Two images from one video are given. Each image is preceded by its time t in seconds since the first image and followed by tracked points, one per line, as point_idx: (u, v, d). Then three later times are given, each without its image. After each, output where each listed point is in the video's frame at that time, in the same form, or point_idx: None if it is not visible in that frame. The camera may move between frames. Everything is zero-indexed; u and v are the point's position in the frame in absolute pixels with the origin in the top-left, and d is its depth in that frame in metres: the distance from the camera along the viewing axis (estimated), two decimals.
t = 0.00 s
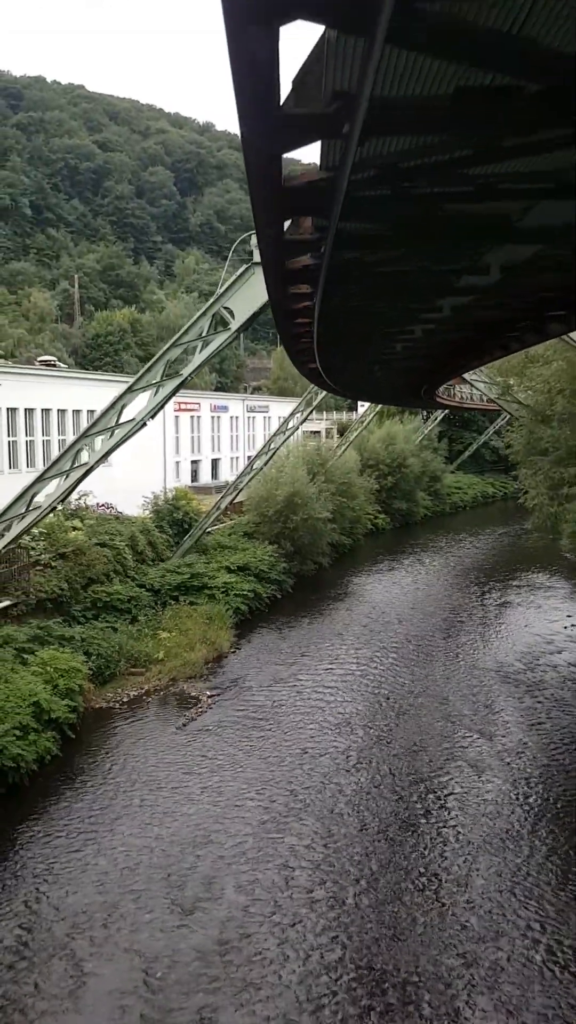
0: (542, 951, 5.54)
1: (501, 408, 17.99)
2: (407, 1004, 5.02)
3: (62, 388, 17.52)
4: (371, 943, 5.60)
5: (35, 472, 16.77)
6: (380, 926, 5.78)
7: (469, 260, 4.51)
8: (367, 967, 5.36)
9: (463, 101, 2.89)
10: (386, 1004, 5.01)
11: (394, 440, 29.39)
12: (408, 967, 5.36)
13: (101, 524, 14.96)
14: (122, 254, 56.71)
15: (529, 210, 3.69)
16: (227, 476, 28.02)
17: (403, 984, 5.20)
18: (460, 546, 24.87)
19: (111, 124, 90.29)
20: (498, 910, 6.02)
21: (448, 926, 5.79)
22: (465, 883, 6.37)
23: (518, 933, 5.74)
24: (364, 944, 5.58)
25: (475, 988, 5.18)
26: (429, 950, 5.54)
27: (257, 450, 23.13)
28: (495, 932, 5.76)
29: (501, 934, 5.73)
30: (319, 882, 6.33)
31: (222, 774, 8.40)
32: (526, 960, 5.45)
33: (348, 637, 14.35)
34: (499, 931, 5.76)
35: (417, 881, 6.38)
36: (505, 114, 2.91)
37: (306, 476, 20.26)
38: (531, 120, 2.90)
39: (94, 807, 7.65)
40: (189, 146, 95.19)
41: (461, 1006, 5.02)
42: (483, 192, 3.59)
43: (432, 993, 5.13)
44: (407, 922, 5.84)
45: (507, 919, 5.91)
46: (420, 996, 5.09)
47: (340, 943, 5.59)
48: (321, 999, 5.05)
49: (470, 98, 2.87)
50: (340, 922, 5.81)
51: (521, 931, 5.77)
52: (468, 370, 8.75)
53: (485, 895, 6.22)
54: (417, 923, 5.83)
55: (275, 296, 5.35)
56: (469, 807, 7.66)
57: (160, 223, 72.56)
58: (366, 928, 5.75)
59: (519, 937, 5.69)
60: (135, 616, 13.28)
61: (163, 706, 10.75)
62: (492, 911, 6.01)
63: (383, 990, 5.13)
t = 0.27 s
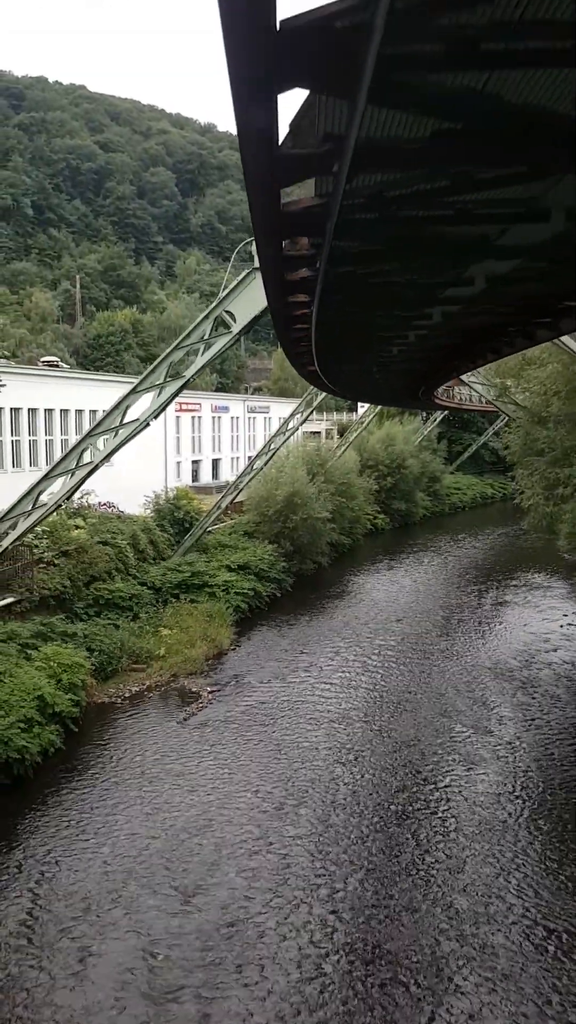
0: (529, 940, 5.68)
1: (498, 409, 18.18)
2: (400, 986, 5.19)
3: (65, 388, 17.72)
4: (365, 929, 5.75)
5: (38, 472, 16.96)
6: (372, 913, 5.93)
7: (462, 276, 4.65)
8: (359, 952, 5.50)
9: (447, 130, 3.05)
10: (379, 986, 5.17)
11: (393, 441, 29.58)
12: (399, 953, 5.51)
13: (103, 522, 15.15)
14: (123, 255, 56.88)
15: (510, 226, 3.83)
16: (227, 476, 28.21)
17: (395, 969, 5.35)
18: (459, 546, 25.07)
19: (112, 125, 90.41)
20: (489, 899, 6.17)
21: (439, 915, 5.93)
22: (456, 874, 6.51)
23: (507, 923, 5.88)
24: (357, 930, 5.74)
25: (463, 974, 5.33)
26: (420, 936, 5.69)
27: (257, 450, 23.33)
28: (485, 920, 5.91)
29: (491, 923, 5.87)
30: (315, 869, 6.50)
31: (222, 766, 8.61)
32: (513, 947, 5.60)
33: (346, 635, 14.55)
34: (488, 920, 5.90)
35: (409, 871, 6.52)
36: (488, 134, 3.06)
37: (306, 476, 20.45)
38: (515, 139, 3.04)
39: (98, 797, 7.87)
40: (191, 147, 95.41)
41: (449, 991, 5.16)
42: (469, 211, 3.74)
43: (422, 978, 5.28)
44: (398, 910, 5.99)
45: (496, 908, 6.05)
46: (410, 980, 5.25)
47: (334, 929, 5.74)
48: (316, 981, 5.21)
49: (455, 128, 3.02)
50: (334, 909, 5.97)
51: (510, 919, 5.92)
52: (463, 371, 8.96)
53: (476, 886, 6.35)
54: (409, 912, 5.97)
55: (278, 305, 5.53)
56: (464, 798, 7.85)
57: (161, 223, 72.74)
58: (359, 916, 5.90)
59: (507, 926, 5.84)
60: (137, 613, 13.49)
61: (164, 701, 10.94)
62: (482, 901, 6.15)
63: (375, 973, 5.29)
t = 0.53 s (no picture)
0: (523, 934, 5.73)
1: (497, 409, 18.34)
2: (398, 979, 5.26)
3: (68, 388, 17.85)
4: (361, 924, 5.81)
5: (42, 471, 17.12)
6: (368, 909, 5.99)
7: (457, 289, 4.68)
8: (356, 947, 5.56)
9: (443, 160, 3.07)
10: (376, 980, 5.24)
11: (393, 441, 29.73)
12: (395, 948, 5.56)
13: (106, 520, 15.31)
14: (125, 255, 57.04)
15: (500, 249, 3.86)
16: (228, 475, 28.38)
17: (391, 964, 5.40)
18: (458, 545, 25.23)
19: (113, 124, 90.48)
20: (482, 895, 6.22)
21: (433, 913, 5.97)
22: (450, 871, 6.55)
23: (501, 917, 5.93)
24: (353, 926, 5.80)
25: (459, 969, 5.37)
26: (416, 933, 5.74)
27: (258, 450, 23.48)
28: (479, 916, 5.96)
29: (485, 918, 5.92)
30: (315, 861, 6.63)
31: (223, 760, 8.77)
32: (508, 942, 5.65)
33: (346, 633, 14.71)
34: (482, 916, 5.95)
35: (404, 868, 6.57)
36: (482, 166, 3.08)
37: (306, 476, 20.61)
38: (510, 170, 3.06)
39: (102, 790, 8.03)
40: (192, 147, 95.53)
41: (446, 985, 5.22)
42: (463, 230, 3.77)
43: (418, 972, 5.34)
44: (393, 907, 6.03)
45: (491, 904, 6.11)
46: (405, 974, 5.31)
47: (331, 924, 5.81)
48: (314, 974, 5.29)
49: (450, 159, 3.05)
50: (329, 905, 6.03)
51: (504, 914, 5.98)
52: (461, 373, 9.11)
53: (470, 884, 6.39)
54: (403, 910, 6.00)
55: (277, 309, 5.59)
56: (460, 792, 8.00)
57: (163, 223, 72.88)
58: (355, 913, 5.95)
59: (502, 921, 5.89)
60: (139, 610, 13.65)
61: (166, 697, 11.09)
62: (476, 897, 6.20)
63: (372, 967, 5.35)
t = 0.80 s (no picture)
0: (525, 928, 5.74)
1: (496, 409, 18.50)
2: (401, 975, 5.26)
3: (71, 389, 17.96)
4: (363, 922, 5.81)
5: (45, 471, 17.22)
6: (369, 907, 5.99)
7: (448, 299, 4.63)
8: (358, 944, 5.55)
9: (432, 184, 3.07)
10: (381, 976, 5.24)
11: (393, 441, 29.87)
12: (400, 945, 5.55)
13: (108, 520, 15.43)
14: (126, 255, 57.16)
15: (494, 262, 3.87)
16: (229, 475, 28.53)
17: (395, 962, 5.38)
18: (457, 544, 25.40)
19: (114, 125, 90.61)
20: (486, 891, 6.22)
21: (434, 910, 5.97)
22: (452, 867, 6.56)
23: (505, 913, 5.93)
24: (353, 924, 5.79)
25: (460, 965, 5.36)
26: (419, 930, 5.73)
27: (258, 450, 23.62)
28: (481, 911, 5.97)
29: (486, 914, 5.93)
30: (315, 854, 6.74)
31: (224, 757, 8.88)
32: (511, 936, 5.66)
33: (346, 631, 14.83)
34: (484, 911, 5.96)
35: (404, 864, 6.58)
36: (473, 184, 3.07)
37: (306, 475, 20.76)
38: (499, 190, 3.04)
39: (106, 786, 8.14)
40: (192, 147, 95.72)
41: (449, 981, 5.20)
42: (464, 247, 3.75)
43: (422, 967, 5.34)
44: (396, 905, 6.02)
45: (492, 897, 6.15)
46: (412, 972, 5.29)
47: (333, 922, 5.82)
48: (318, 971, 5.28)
49: (438, 183, 3.05)
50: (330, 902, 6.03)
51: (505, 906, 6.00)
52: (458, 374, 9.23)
53: (471, 879, 6.39)
54: (406, 908, 5.99)
55: (279, 318, 5.54)
56: (458, 786, 8.12)
57: (163, 223, 73.03)
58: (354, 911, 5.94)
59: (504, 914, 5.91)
60: (141, 609, 13.79)
61: (168, 694, 11.21)
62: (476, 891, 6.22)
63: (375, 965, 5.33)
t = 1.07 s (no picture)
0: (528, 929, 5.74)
1: (496, 409, 18.61)
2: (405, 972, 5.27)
3: (74, 390, 18.07)
4: (365, 921, 5.81)
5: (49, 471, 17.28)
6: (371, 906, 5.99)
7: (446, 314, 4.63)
8: (360, 943, 5.56)
9: (426, 207, 3.08)
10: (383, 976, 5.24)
11: (394, 441, 29.98)
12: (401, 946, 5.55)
13: (111, 519, 15.56)
14: (127, 256, 57.30)
15: (489, 278, 3.90)
16: (230, 474, 28.66)
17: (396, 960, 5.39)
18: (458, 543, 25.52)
19: (115, 125, 90.70)
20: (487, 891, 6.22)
21: (435, 911, 5.95)
22: (453, 867, 6.55)
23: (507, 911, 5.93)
24: (354, 922, 5.80)
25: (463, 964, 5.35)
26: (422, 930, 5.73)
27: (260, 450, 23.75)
28: (482, 911, 5.96)
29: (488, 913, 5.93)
30: (318, 847, 6.85)
31: (227, 753, 9.01)
32: (513, 936, 5.65)
33: (347, 629, 14.95)
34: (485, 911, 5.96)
35: (406, 864, 6.58)
36: (465, 207, 3.08)
37: (307, 475, 20.88)
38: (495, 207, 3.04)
39: (110, 781, 8.27)
40: (193, 148, 95.84)
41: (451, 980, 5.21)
42: (458, 268, 3.75)
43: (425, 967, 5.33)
44: (397, 905, 6.02)
45: (494, 896, 6.15)
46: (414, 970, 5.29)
47: (334, 920, 5.83)
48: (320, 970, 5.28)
49: (432, 206, 3.06)
50: (333, 900, 6.05)
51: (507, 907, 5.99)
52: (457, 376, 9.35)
53: (474, 880, 6.37)
54: (407, 908, 5.98)
55: (279, 326, 5.52)
56: (458, 782, 8.23)
57: (164, 224, 73.13)
58: (355, 910, 5.95)
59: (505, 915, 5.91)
60: (144, 607, 13.93)
61: (171, 691, 11.34)
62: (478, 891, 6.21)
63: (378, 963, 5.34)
